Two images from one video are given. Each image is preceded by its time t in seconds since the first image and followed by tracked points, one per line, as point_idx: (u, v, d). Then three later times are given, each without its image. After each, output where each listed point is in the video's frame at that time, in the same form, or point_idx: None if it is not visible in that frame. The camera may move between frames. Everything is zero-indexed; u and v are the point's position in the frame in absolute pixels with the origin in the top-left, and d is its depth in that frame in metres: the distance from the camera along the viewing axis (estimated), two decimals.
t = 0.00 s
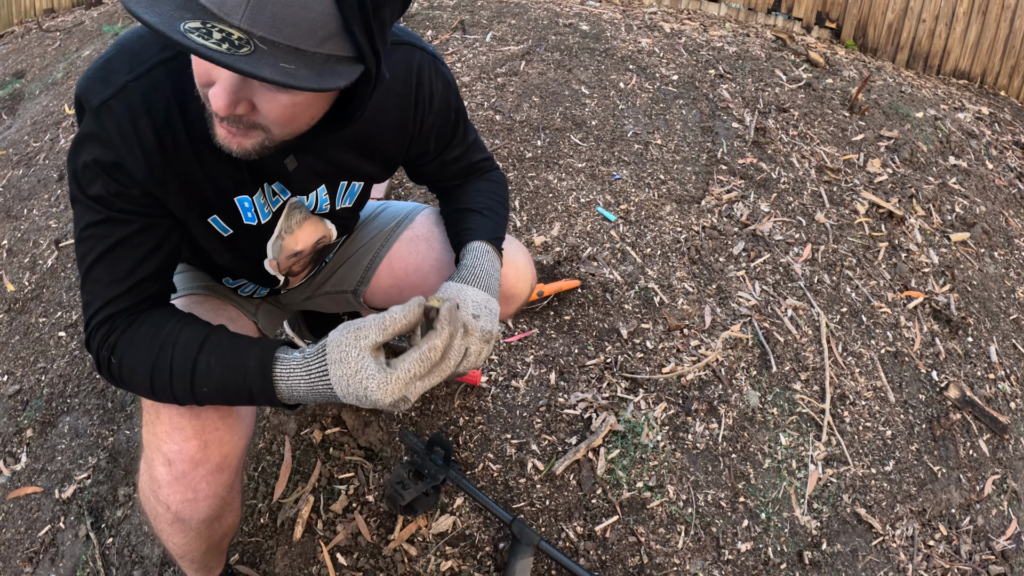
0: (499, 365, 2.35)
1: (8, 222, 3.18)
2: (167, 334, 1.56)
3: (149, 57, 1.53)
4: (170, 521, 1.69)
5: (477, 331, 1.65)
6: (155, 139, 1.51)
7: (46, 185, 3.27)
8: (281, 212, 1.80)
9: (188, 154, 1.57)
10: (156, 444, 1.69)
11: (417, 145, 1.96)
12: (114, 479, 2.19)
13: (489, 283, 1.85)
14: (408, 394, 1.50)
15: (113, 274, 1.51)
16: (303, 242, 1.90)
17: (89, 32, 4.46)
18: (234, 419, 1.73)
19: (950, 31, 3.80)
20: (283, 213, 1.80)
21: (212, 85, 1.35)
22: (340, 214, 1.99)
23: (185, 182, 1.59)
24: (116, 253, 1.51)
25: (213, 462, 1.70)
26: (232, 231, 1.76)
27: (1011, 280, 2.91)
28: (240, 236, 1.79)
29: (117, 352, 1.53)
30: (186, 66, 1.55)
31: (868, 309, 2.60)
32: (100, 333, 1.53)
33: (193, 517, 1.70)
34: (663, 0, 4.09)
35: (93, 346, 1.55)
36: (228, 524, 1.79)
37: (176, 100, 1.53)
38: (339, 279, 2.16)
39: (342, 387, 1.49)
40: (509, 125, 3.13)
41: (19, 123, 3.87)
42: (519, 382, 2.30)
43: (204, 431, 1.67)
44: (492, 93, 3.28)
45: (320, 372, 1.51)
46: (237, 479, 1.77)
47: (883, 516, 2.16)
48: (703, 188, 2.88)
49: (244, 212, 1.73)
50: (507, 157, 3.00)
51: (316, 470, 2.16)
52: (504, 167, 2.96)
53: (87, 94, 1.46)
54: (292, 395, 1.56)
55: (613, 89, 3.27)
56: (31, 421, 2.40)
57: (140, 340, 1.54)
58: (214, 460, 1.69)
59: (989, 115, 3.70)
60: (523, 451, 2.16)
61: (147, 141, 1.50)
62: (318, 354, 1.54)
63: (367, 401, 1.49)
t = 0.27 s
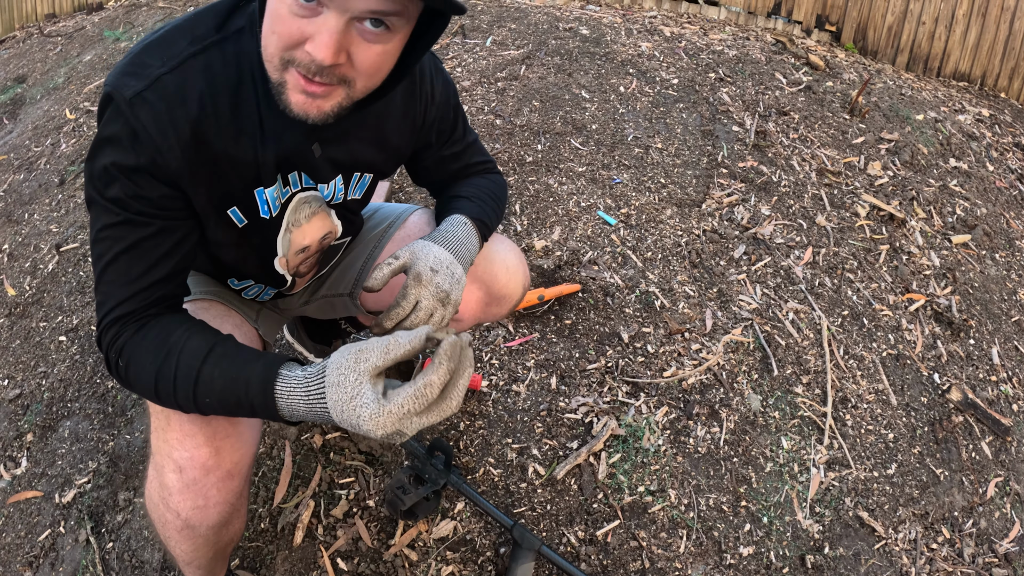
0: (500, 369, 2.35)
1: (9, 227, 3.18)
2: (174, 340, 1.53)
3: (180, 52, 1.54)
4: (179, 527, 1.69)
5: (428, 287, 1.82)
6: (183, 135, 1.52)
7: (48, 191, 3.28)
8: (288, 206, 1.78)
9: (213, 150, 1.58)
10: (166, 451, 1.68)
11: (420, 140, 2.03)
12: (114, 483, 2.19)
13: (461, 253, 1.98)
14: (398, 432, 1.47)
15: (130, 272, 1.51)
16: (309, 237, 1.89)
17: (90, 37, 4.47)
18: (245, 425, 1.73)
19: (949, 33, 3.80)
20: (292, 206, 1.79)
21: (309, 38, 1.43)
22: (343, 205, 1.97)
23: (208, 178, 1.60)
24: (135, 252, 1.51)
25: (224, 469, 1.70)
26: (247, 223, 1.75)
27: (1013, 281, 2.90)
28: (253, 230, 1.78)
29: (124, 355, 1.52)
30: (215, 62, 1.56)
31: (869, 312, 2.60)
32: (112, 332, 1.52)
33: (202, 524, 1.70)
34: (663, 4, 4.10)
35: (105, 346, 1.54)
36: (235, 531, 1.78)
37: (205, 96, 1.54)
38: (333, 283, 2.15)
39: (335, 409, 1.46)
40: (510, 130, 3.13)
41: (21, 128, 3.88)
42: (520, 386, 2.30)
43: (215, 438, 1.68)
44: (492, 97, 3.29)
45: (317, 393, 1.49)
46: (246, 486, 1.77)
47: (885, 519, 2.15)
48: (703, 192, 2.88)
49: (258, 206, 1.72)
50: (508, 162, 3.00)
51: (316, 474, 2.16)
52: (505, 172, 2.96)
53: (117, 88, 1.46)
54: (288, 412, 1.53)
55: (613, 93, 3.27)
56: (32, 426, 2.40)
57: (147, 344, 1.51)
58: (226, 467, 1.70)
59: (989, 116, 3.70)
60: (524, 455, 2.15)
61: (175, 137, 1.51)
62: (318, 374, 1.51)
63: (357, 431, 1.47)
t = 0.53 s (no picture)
0: (500, 381, 2.36)
1: (12, 236, 3.19)
2: (198, 348, 1.57)
3: (219, 80, 1.56)
4: (203, 542, 1.71)
5: (410, 284, 1.87)
6: (225, 163, 1.55)
7: (50, 200, 3.29)
8: (314, 224, 1.85)
9: (249, 177, 1.63)
10: (193, 468, 1.69)
11: (420, 152, 2.05)
12: (120, 494, 2.20)
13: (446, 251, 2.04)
14: (419, 394, 1.54)
15: (164, 297, 1.55)
16: (328, 256, 1.98)
17: (91, 44, 4.48)
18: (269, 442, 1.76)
19: (949, 37, 3.81)
20: (318, 225, 1.86)
21: (383, 63, 1.51)
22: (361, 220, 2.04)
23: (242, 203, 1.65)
24: (167, 276, 1.54)
25: (251, 487, 1.71)
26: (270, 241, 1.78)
27: (1010, 289, 2.91)
28: (275, 249, 1.82)
29: (151, 366, 1.54)
30: (255, 89, 1.59)
31: (867, 321, 2.61)
32: (141, 351, 1.55)
33: (227, 539, 1.72)
34: (662, 9, 4.12)
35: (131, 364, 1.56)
36: (256, 542, 1.83)
37: (246, 123, 1.57)
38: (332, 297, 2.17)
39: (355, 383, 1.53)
40: (510, 140, 3.14)
41: (22, 136, 3.89)
42: (520, 398, 2.31)
43: (243, 456, 1.70)
44: (492, 107, 3.30)
45: (338, 374, 1.56)
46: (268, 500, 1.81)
47: (881, 528, 2.16)
48: (702, 202, 2.89)
49: (285, 224, 1.77)
50: (507, 172, 3.01)
51: (319, 485, 2.17)
52: (504, 183, 2.97)
53: (163, 115, 1.48)
54: (312, 403, 1.59)
55: (612, 102, 3.28)
56: (37, 436, 2.41)
57: (174, 353, 1.55)
58: (252, 484, 1.71)
59: (988, 121, 3.71)
60: (524, 466, 2.17)
61: (218, 165, 1.53)
62: (337, 359, 1.59)
63: (378, 404, 1.53)
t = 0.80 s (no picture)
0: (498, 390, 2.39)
1: (17, 245, 3.23)
2: (242, 373, 1.62)
3: (245, 102, 1.62)
4: (225, 547, 1.75)
5: (415, 291, 1.92)
6: (252, 182, 1.61)
7: (55, 209, 3.32)
8: (332, 240, 1.91)
9: (273, 195, 1.69)
10: (219, 477, 1.72)
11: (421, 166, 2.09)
12: (127, 500, 2.23)
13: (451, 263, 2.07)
14: (466, 442, 1.66)
15: (191, 310, 1.57)
16: (342, 273, 2.06)
17: (93, 52, 4.51)
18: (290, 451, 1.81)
19: (946, 42, 3.84)
20: (336, 242, 1.92)
21: (411, 92, 1.61)
22: (377, 236, 2.09)
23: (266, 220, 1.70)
24: (195, 291, 1.57)
25: (274, 494, 1.77)
26: (288, 254, 1.83)
27: (1005, 294, 2.94)
28: (293, 263, 1.87)
29: (192, 383, 1.58)
30: (279, 111, 1.65)
31: (860, 328, 2.65)
32: (172, 365, 1.57)
33: (248, 544, 1.77)
34: (660, 15, 4.16)
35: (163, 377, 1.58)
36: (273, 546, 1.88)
37: (271, 145, 1.63)
38: (337, 307, 2.20)
39: (408, 427, 1.63)
40: (508, 149, 3.17)
41: (26, 145, 3.92)
42: (518, 406, 2.35)
43: (268, 466, 1.74)
44: (491, 116, 3.33)
45: (389, 415, 1.65)
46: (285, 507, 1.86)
47: (874, 533, 2.20)
48: (698, 211, 2.92)
49: (302, 239, 1.82)
50: (506, 182, 3.04)
51: (323, 491, 2.21)
52: (503, 192, 3.00)
53: (194, 136, 1.52)
54: (354, 435, 1.66)
55: (610, 110, 3.32)
56: (45, 444, 2.44)
57: (217, 375, 1.59)
58: (275, 492, 1.77)
59: (985, 126, 3.74)
60: (522, 472, 2.20)
61: (246, 184, 1.59)
62: (388, 401, 1.68)
63: (428, 447, 1.64)
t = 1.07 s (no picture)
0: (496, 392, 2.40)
1: (18, 249, 3.25)
2: (245, 368, 1.64)
3: (262, 104, 1.63)
4: (222, 542, 1.77)
5: (435, 295, 1.93)
6: (265, 183, 1.62)
7: (55, 213, 3.34)
8: (344, 242, 1.92)
9: (286, 195, 1.70)
10: (216, 470, 1.74)
11: (428, 169, 2.11)
12: (127, 502, 2.24)
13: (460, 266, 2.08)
14: (466, 446, 1.70)
15: (202, 306, 1.59)
16: (351, 276, 2.07)
17: (94, 57, 4.53)
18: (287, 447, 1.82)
19: (944, 42, 3.85)
20: (348, 244, 1.94)
21: (432, 96, 1.63)
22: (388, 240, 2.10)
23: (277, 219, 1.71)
24: (206, 287, 1.58)
25: (271, 489, 1.78)
26: (299, 254, 1.84)
27: (1003, 294, 2.95)
28: (305, 263, 1.88)
29: (196, 377, 1.59)
30: (294, 113, 1.67)
31: (858, 329, 2.66)
32: (177, 359, 1.58)
33: (243, 539, 1.78)
34: (658, 18, 4.17)
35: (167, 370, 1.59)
36: (269, 543, 1.89)
37: (285, 147, 1.65)
38: (340, 308, 2.20)
39: (410, 430, 1.66)
40: (506, 153, 3.18)
41: (27, 150, 3.94)
42: (515, 408, 2.36)
43: (264, 461, 1.76)
44: (489, 120, 3.34)
45: (393, 417, 1.67)
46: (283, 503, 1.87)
47: (870, 534, 2.20)
48: (696, 212, 2.93)
49: (313, 240, 1.83)
50: (504, 185, 3.05)
51: (321, 492, 2.22)
52: (501, 195, 3.02)
53: (211, 134, 1.54)
54: (357, 435, 1.68)
55: (608, 113, 3.33)
56: (45, 446, 2.46)
57: (221, 370, 1.61)
58: (271, 488, 1.78)
59: (984, 126, 3.75)
60: (519, 474, 2.22)
61: (260, 185, 1.61)
62: (390, 402, 1.70)
63: (429, 450, 1.68)
